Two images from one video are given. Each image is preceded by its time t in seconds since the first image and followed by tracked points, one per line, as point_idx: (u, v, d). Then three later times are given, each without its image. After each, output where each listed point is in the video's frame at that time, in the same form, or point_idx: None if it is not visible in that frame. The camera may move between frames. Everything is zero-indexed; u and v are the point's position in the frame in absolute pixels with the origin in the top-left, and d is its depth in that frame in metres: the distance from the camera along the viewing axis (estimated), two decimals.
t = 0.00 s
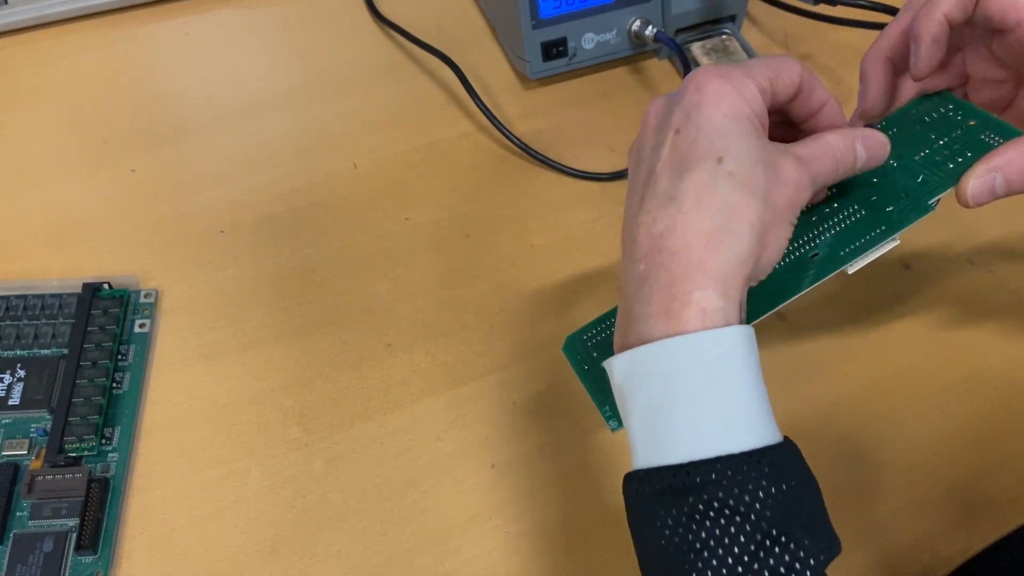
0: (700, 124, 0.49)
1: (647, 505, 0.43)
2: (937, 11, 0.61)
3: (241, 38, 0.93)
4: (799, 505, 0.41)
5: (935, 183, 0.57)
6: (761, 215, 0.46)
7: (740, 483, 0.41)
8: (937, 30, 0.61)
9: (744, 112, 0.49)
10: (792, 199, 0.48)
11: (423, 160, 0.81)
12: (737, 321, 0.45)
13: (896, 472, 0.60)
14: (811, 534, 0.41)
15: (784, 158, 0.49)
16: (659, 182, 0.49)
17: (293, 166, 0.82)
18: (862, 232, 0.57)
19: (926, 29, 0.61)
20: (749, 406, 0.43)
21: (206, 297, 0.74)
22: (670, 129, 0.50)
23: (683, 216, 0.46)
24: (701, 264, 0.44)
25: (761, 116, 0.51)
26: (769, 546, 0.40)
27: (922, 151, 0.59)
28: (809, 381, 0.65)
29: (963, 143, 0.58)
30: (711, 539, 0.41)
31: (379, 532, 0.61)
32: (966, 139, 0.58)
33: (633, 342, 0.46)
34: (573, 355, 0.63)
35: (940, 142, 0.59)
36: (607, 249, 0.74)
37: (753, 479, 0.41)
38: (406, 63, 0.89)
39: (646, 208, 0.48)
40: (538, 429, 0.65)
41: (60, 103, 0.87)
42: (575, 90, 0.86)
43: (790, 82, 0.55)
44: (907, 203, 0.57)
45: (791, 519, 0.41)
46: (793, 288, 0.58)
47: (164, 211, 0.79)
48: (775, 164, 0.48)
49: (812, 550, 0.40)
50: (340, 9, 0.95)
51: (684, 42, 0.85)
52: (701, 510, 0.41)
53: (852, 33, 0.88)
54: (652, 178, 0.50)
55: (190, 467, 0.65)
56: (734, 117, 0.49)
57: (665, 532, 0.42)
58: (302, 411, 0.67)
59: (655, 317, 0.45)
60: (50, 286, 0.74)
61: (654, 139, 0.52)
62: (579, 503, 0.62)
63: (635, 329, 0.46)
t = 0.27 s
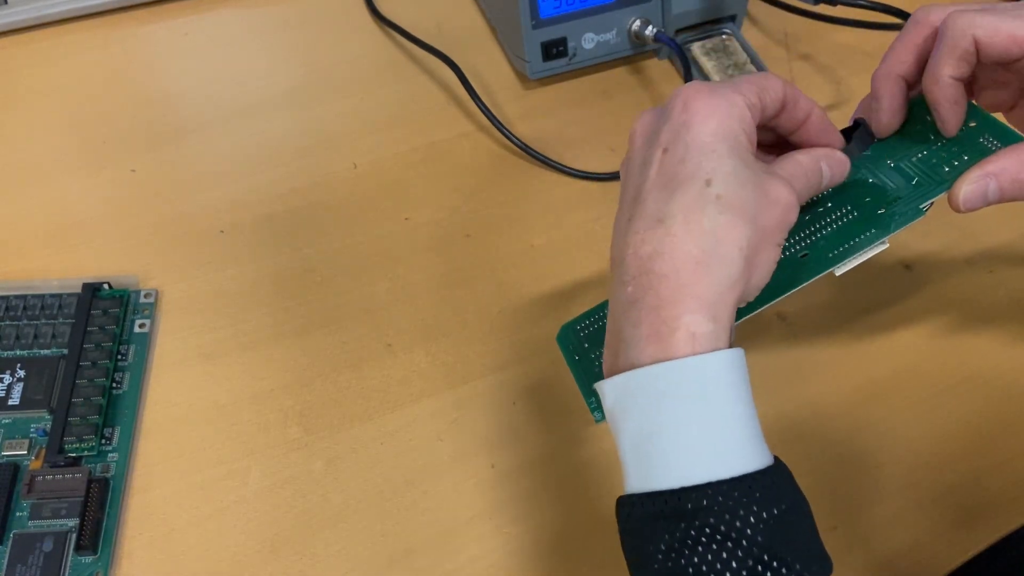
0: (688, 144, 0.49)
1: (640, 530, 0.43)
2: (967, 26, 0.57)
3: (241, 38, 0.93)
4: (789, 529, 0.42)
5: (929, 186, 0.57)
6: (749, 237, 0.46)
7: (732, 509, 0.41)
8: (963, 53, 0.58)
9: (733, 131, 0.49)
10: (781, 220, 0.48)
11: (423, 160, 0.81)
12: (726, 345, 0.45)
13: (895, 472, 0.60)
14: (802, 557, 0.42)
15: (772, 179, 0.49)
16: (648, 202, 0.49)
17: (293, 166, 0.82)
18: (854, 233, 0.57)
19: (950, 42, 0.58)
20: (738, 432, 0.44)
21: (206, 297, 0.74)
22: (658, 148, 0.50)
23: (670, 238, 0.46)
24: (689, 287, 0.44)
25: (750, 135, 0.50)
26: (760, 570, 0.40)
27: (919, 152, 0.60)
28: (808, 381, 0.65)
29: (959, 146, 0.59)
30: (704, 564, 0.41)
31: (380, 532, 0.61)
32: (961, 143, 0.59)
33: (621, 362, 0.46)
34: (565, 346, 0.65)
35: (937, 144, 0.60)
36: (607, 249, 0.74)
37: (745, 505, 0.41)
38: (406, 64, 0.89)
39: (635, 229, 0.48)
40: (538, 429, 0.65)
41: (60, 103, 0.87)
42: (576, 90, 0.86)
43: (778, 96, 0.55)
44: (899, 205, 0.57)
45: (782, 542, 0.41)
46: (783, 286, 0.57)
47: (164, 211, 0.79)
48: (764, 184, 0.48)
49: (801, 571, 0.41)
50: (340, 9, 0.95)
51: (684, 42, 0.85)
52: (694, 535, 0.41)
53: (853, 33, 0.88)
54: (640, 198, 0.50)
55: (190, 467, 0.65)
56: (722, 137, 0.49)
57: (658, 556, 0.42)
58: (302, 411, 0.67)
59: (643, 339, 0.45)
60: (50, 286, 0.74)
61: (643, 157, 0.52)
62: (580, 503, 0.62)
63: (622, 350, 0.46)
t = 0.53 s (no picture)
0: (691, 150, 0.49)
1: (619, 525, 0.44)
2: (967, 25, 0.58)
3: (242, 38, 0.93)
4: (765, 523, 0.42)
5: (929, 186, 0.57)
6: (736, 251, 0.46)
7: (707, 504, 0.41)
8: (956, 50, 0.58)
9: (739, 141, 0.49)
10: (773, 234, 0.48)
11: (423, 160, 0.81)
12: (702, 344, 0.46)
13: (894, 472, 0.60)
14: (777, 551, 0.42)
15: (771, 193, 0.49)
16: (642, 203, 0.49)
17: (293, 166, 0.82)
18: (850, 234, 0.57)
19: (950, 41, 0.59)
20: (715, 429, 0.44)
21: (206, 297, 0.74)
22: (664, 150, 0.50)
23: (657, 244, 0.46)
24: (670, 293, 0.45)
25: (755, 146, 0.50)
26: (737, 564, 0.41)
27: (920, 152, 0.60)
28: (808, 382, 0.65)
29: (959, 146, 0.59)
30: (681, 558, 0.41)
31: (379, 532, 0.61)
32: (961, 143, 0.59)
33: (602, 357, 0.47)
34: (559, 345, 0.64)
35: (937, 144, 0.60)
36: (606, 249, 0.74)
37: (720, 500, 0.41)
38: (406, 64, 0.89)
39: (627, 229, 0.49)
40: (538, 429, 0.65)
41: (60, 103, 0.87)
42: (576, 91, 0.86)
43: (794, 105, 0.54)
44: (896, 206, 0.57)
45: (758, 537, 0.41)
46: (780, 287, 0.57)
47: (164, 211, 0.79)
48: (760, 198, 0.48)
49: (777, 564, 0.42)
50: (340, 9, 0.95)
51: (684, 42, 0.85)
52: (670, 530, 0.41)
53: (853, 33, 0.88)
54: (636, 198, 0.50)
55: (190, 467, 0.65)
56: (726, 147, 0.48)
57: (638, 551, 0.42)
58: (302, 411, 0.67)
59: (622, 339, 0.46)
60: (50, 286, 0.74)
61: (648, 156, 0.52)
62: (579, 503, 0.62)
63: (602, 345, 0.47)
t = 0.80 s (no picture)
0: (683, 156, 0.49)
1: (611, 532, 0.44)
2: (965, 25, 0.58)
3: (242, 38, 0.93)
4: (756, 532, 0.42)
5: (930, 187, 0.57)
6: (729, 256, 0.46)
7: (698, 512, 0.41)
8: (960, 52, 0.58)
9: (730, 146, 0.49)
10: (767, 239, 0.48)
11: (423, 160, 0.81)
12: (695, 352, 0.46)
13: (894, 473, 0.60)
14: (769, 560, 0.42)
15: (764, 198, 0.48)
16: (635, 210, 0.49)
17: (293, 166, 0.82)
18: (849, 237, 0.57)
19: (949, 43, 0.59)
20: (708, 437, 0.44)
21: (206, 297, 0.74)
22: (656, 156, 0.50)
23: (650, 250, 0.46)
24: (663, 299, 0.45)
25: (748, 151, 0.50)
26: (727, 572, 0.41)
27: (920, 155, 0.59)
28: (808, 382, 0.65)
29: (960, 148, 0.59)
30: (672, 566, 0.41)
31: (379, 532, 0.61)
32: (961, 145, 0.59)
33: (596, 365, 0.47)
34: (559, 349, 0.63)
35: (938, 146, 0.59)
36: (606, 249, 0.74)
37: (711, 508, 0.41)
38: (406, 64, 0.89)
39: (620, 236, 0.49)
40: (538, 430, 0.65)
41: (60, 103, 0.87)
42: (576, 91, 0.86)
43: (790, 114, 0.54)
44: (895, 209, 0.57)
45: (748, 545, 0.41)
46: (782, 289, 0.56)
47: (163, 211, 0.79)
48: (754, 202, 0.48)
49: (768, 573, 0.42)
50: (340, 9, 0.95)
51: (684, 42, 0.85)
52: (661, 538, 0.41)
53: (853, 33, 0.88)
54: (629, 205, 0.50)
55: (190, 467, 0.65)
56: (718, 152, 0.48)
57: (630, 557, 0.43)
58: (302, 411, 0.67)
59: (615, 346, 0.46)
60: (50, 286, 0.74)
61: (641, 163, 0.52)
62: (579, 503, 0.62)
63: (595, 353, 0.47)
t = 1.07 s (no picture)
0: (692, 162, 0.48)
1: (623, 547, 0.44)
2: (957, 28, 0.58)
3: (242, 38, 0.93)
4: (769, 550, 0.42)
5: (927, 188, 0.56)
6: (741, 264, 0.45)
7: (709, 530, 0.42)
8: (956, 53, 0.58)
9: (740, 151, 0.48)
10: (779, 245, 0.47)
11: (423, 160, 0.81)
12: (709, 365, 0.45)
13: (895, 473, 0.60)
14: None
15: (776, 203, 0.48)
16: (645, 218, 0.48)
17: (293, 166, 0.82)
18: (846, 236, 0.56)
19: (942, 47, 0.59)
20: (720, 453, 0.44)
21: (206, 297, 0.74)
22: (665, 163, 0.50)
23: (660, 260, 0.46)
24: (674, 310, 0.44)
25: (759, 154, 0.49)
26: None
27: (917, 157, 0.60)
28: (808, 382, 0.65)
29: (957, 150, 0.58)
30: None
31: (379, 532, 0.61)
32: (959, 147, 0.58)
33: (608, 378, 0.47)
34: (557, 355, 0.64)
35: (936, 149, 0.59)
36: (606, 249, 0.74)
37: (722, 526, 0.42)
38: (406, 64, 0.89)
39: (629, 245, 0.48)
40: (538, 429, 0.65)
41: (60, 103, 0.87)
42: (576, 91, 0.86)
43: (796, 117, 0.53)
44: (892, 208, 0.56)
45: (760, 564, 0.42)
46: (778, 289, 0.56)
47: (163, 211, 0.79)
48: (765, 207, 0.47)
49: None
50: (340, 9, 0.95)
51: (684, 42, 0.85)
52: (673, 555, 0.42)
53: (853, 33, 0.88)
54: (639, 213, 0.50)
55: (190, 467, 0.65)
56: (727, 157, 0.47)
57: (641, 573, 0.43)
58: (302, 411, 0.67)
59: (626, 359, 0.45)
60: (50, 286, 0.74)
61: (650, 169, 0.51)
62: (579, 503, 0.62)
63: (607, 365, 0.47)
